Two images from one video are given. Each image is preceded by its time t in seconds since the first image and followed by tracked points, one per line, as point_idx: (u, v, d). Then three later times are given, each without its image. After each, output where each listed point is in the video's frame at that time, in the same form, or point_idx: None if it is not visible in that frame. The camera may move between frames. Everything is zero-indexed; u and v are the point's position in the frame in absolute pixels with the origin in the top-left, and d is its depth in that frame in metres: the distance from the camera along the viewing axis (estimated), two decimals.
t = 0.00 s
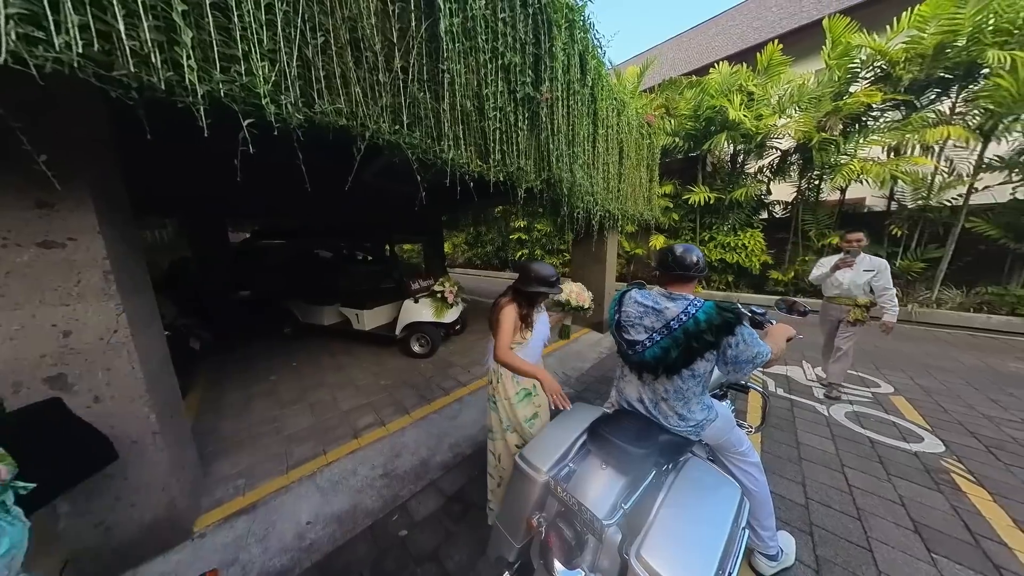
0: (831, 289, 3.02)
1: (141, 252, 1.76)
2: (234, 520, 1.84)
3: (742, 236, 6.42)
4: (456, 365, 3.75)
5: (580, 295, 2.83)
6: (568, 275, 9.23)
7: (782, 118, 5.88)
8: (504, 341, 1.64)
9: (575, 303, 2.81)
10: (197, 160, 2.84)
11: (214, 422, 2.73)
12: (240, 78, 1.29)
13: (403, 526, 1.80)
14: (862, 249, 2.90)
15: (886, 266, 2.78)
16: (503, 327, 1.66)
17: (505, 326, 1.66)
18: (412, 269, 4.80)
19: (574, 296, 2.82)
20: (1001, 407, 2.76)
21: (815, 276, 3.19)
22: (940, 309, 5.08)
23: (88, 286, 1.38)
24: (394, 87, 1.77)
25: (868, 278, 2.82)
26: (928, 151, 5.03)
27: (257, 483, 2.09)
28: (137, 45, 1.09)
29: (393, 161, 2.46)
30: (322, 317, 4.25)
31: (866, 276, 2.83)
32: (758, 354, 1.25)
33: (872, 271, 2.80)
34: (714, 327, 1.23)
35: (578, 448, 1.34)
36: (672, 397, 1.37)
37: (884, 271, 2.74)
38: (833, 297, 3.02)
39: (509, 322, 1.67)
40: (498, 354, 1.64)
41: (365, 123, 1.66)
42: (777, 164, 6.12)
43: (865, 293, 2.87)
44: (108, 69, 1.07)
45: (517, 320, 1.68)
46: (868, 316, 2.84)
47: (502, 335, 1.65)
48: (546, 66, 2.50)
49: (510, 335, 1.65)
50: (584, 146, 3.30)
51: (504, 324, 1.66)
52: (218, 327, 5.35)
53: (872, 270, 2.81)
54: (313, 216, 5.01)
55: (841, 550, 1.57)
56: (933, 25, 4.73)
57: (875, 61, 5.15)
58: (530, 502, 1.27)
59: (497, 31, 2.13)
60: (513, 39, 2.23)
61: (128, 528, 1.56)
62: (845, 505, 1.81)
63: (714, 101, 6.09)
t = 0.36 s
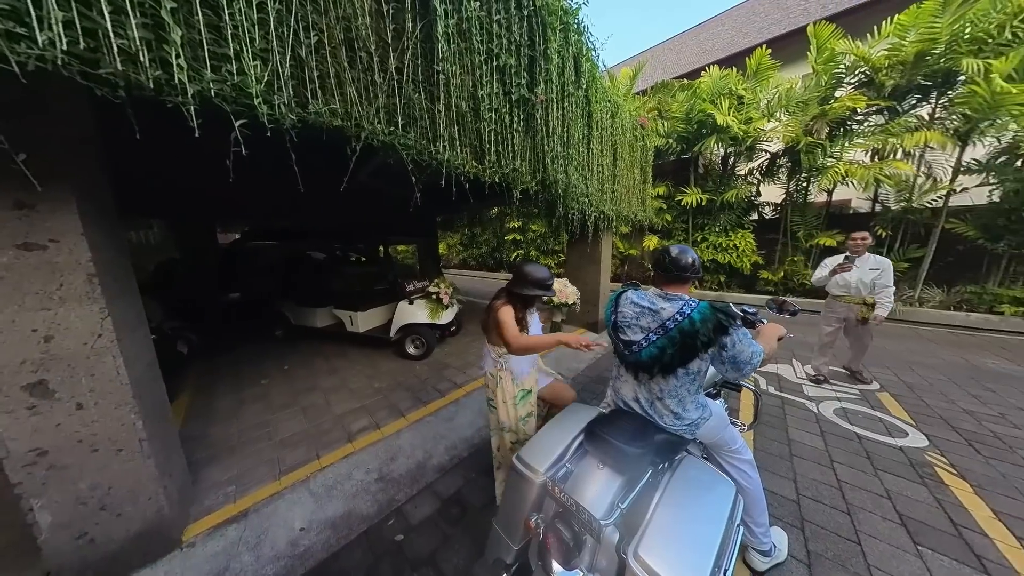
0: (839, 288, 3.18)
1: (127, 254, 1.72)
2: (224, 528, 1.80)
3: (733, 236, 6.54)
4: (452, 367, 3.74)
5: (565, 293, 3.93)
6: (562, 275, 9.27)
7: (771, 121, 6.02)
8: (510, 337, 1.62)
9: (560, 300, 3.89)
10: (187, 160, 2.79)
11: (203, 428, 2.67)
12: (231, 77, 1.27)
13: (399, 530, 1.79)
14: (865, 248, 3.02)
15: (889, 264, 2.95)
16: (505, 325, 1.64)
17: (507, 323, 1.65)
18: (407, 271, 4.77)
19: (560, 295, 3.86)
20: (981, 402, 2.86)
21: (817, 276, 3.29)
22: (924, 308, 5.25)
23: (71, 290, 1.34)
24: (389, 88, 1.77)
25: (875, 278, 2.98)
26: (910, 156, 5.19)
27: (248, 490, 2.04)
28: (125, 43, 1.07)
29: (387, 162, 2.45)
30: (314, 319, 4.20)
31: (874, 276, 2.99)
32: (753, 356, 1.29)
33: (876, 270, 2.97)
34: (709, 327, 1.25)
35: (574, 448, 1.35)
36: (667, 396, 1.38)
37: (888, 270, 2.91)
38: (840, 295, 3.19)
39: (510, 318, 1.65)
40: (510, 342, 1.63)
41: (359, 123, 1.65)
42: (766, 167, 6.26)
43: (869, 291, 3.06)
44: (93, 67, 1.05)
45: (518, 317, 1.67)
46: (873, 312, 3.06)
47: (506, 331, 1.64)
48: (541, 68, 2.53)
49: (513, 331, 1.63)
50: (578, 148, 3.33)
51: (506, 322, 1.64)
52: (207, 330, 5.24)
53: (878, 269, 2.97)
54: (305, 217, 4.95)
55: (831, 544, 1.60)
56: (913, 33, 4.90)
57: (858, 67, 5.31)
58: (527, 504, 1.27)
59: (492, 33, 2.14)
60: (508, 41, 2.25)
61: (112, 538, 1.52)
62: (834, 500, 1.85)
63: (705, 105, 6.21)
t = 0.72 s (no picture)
0: (846, 289, 3.20)
1: (111, 255, 1.66)
2: (213, 538, 1.75)
3: (725, 237, 6.65)
4: (447, 369, 3.71)
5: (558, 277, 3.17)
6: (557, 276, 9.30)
7: (760, 124, 6.18)
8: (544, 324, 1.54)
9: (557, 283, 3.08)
10: (174, 159, 2.72)
11: (190, 434, 2.60)
12: (221, 76, 1.25)
13: (395, 535, 1.76)
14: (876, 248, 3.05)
15: (898, 266, 3.01)
16: (528, 319, 1.59)
17: (530, 317, 1.59)
18: (401, 272, 4.73)
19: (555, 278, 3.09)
20: (962, 397, 2.96)
21: (826, 280, 3.32)
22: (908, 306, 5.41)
23: (50, 293, 1.29)
24: (383, 88, 1.76)
25: (883, 279, 3.03)
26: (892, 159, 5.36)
27: (238, 498, 2.00)
28: (110, 39, 1.04)
29: (381, 162, 2.43)
30: (306, 321, 4.13)
31: (882, 277, 3.04)
32: (756, 352, 1.38)
33: (886, 272, 3.03)
34: (711, 320, 1.30)
35: (572, 450, 1.35)
36: (671, 394, 1.38)
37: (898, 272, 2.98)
38: (847, 295, 3.23)
39: (531, 310, 1.62)
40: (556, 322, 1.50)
41: (353, 123, 1.64)
42: (756, 169, 6.39)
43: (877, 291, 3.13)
44: (75, 63, 1.02)
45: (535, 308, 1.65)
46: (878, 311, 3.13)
47: (536, 321, 1.57)
48: (536, 70, 2.54)
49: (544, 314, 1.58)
50: (573, 150, 3.35)
51: (527, 316, 1.60)
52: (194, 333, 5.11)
53: (887, 271, 3.03)
54: (296, 218, 4.87)
55: (822, 539, 1.63)
56: (894, 40, 5.04)
57: (843, 73, 5.46)
58: (525, 506, 1.27)
59: (487, 34, 2.14)
60: (503, 42, 2.26)
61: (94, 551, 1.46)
62: (825, 495, 1.89)
63: (696, 108, 6.32)
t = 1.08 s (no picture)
0: (846, 288, 3.28)
1: (94, 256, 1.61)
2: (202, 546, 1.71)
3: (717, 238, 6.74)
4: (442, 370, 3.69)
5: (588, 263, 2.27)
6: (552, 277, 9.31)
7: (751, 127, 6.28)
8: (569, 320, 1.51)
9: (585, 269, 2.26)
10: (161, 158, 2.66)
11: (177, 440, 2.53)
12: (210, 73, 1.23)
13: (390, 539, 1.75)
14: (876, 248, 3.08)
15: (893, 265, 3.12)
16: (549, 317, 1.56)
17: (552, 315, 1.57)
18: (394, 273, 4.68)
19: (582, 262, 2.27)
20: (945, 394, 3.05)
21: (826, 282, 3.36)
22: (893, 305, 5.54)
23: (30, 296, 1.25)
24: (377, 87, 1.75)
25: (881, 278, 3.13)
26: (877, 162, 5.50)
27: (228, 504, 1.95)
28: (93, 34, 1.01)
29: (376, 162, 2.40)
30: (298, 323, 4.08)
31: (880, 276, 3.14)
32: (748, 350, 1.40)
33: (883, 271, 3.12)
34: (705, 317, 1.32)
35: (567, 449, 1.35)
36: (666, 390, 1.40)
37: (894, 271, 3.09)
38: (845, 294, 3.30)
39: (550, 307, 1.59)
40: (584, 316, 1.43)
41: (347, 123, 1.62)
42: (747, 171, 6.50)
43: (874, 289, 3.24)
44: (57, 59, 0.99)
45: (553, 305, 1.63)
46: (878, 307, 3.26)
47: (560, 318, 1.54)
48: (530, 71, 2.55)
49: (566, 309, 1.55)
50: (568, 151, 3.36)
51: (547, 314, 1.57)
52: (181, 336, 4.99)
53: (884, 270, 3.12)
54: (288, 218, 4.79)
55: (813, 534, 1.66)
56: (878, 46, 5.20)
57: (831, 77, 5.59)
58: (521, 506, 1.27)
59: (481, 34, 2.15)
60: (497, 42, 2.26)
61: (76, 563, 1.41)
62: (815, 491, 1.93)
63: (688, 110, 6.41)
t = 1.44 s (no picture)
0: (848, 289, 3.30)
1: (74, 257, 1.56)
2: (189, 555, 1.66)
3: (709, 238, 6.84)
4: (437, 371, 3.67)
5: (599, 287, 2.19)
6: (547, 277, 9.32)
7: (740, 129, 6.41)
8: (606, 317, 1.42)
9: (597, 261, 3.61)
10: (146, 156, 2.58)
11: (163, 446, 2.46)
12: (196, 70, 1.21)
13: (384, 544, 1.72)
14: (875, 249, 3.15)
15: (890, 266, 3.21)
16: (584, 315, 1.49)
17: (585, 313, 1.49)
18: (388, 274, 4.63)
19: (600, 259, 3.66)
20: (928, 389, 3.14)
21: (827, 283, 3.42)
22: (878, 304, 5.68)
23: (7, 298, 1.20)
24: (369, 86, 1.74)
25: (880, 278, 3.20)
26: (862, 165, 5.65)
27: (216, 512, 1.90)
28: (72, 28, 0.98)
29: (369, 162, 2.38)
30: (289, 326, 4.01)
31: (879, 277, 3.21)
32: (738, 355, 1.43)
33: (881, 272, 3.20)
34: (699, 319, 1.34)
35: (564, 451, 1.35)
36: (659, 389, 1.42)
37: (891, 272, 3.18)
38: (848, 296, 3.32)
39: (582, 304, 1.52)
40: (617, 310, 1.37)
41: (338, 121, 1.60)
42: (737, 172, 6.62)
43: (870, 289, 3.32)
44: (33, 53, 0.96)
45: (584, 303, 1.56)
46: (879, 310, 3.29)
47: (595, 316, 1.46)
48: (525, 72, 2.56)
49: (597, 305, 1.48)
50: (562, 152, 3.39)
51: (581, 312, 1.49)
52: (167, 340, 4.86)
53: (882, 270, 3.20)
54: (278, 218, 4.71)
55: (804, 528, 1.70)
56: (862, 52, 5.36)
57: (817, 81, 5.73)
58: (517, 508, 1.26)
59: (475, 35, 2.14)
60: (491, 43, 2.26)
61: None
62: (805, 487, 1.97)
63: (680, 113, 6.51)
